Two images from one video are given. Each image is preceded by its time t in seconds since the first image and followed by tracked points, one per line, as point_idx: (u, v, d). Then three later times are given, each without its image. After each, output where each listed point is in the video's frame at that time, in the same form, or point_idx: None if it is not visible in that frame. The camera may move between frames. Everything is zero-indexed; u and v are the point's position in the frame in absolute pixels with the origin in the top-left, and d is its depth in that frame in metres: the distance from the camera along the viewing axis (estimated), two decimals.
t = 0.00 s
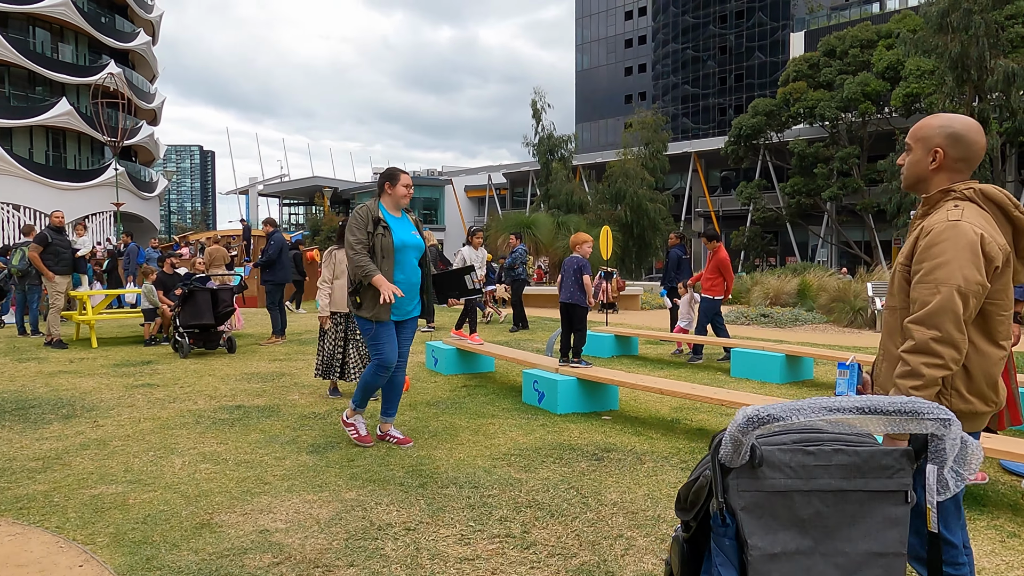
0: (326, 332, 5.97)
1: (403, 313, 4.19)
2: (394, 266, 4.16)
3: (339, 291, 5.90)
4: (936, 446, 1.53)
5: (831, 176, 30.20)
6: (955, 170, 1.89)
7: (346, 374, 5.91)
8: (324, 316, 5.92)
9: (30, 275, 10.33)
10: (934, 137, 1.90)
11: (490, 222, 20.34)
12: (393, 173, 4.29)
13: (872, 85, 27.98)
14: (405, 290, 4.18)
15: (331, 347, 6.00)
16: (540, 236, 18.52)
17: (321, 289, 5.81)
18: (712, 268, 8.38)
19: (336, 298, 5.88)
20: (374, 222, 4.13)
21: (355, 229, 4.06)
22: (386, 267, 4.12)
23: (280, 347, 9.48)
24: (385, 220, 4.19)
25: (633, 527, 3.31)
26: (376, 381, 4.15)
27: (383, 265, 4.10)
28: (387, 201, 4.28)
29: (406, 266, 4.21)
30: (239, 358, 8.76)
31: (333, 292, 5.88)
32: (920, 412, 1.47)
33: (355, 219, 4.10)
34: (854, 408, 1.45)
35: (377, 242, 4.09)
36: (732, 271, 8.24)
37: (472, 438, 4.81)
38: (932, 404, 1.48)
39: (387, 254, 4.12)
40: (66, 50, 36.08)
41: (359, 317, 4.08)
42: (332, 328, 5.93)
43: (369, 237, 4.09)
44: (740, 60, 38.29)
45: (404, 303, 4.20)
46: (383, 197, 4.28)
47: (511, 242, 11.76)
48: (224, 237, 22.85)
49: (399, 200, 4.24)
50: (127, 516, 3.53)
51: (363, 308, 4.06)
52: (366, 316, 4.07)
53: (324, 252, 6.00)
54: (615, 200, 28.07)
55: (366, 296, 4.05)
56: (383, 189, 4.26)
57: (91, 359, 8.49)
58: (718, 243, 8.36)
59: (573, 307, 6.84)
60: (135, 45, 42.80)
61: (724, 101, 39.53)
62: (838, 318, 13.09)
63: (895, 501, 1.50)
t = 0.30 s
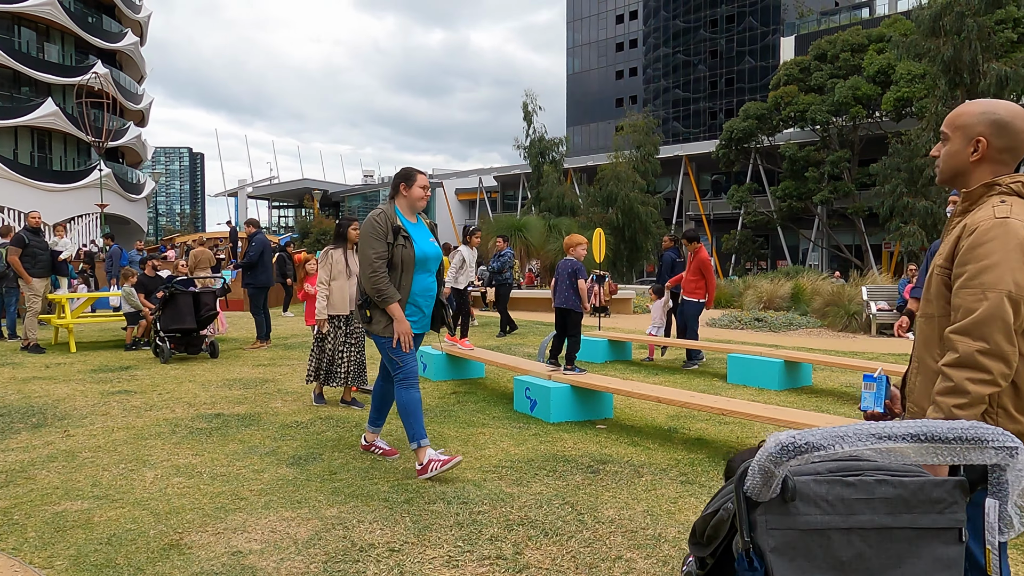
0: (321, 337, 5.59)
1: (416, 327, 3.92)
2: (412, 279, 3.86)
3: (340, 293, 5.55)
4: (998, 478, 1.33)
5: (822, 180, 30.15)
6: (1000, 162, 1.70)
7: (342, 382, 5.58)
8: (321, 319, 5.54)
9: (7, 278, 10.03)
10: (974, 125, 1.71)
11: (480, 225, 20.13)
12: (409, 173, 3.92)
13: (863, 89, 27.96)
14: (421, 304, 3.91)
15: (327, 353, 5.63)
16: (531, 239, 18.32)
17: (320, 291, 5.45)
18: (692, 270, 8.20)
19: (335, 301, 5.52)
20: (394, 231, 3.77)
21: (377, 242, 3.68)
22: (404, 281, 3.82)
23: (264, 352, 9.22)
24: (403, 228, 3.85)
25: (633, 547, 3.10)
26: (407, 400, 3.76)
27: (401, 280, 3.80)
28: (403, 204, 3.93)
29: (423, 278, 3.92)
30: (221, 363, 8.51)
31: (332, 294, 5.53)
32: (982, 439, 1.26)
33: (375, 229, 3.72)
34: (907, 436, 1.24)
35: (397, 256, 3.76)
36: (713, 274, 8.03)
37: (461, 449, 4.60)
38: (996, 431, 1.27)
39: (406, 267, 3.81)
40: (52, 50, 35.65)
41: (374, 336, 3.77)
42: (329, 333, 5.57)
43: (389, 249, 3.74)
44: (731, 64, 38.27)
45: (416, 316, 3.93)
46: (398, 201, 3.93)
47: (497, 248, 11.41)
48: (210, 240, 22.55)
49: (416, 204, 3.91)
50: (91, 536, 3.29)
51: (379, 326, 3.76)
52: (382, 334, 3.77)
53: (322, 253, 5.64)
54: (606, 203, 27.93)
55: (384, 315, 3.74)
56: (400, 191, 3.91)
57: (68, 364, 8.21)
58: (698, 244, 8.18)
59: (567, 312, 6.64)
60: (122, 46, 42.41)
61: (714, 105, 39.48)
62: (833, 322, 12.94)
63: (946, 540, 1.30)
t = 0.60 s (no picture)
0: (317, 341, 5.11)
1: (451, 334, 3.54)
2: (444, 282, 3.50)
3: (336, 292, 5.11)
4: None
5: (814, 176, 30.04)
6: None
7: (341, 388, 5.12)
8: (319, 320, 5.05)
9: None
10: None
11: (471, 221, 19.90)
12: (433, 163, 3.55)
13: (855, 85, 27.85)
14: (455, 309, 3.53)
15: (324, 359, 5.15)
16: (522, 235, 18.10)
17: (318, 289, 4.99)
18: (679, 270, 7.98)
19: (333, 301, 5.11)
20: (423, 229, 3.40)
21: (406, 242, 3.30)
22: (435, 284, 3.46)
23: (249, 352, 8.97)
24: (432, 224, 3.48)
25: (632, 569, 2.89)
26: (427, 417, 3.45)
27: (432, 283, 3.44)
28: (427, 198, 3.55)
29: (453, 279, 3.56)
30: (204, 363, 8.25)
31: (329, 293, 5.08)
32: None
33: (403, 227, 3.33)
34: (983, 487, 1.01)
35: (428, 256, 3.40)
36: (699, 273, 7.81)
37: (450, 458, 4.38)
38: None
39: (436, 268, 3.44)
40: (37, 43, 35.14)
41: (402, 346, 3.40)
42: (326, 335, 5.10)
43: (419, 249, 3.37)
44: (723, 60, 38.12)
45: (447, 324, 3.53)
46: (421, 194, 3.55)
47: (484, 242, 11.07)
48: (197, 236, 22.24)
49: (441, 197, 3.54)
50: (50, 557, 3.06)
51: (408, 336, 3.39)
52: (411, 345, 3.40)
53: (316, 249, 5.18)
54: (598, 199, 27.74)
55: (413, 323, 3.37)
56: (424, 183, 3.53)
57: (44, 365, 7.94)
58: (686, 244, 7.95)
59: (555, 313, 6.45)
60: (109, 39, 41.88)
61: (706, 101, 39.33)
62: (828, 321, 12.79)
63: None
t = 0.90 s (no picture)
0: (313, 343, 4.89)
1: (495, 338, 3.27)
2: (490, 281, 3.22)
3: (330, 294, 4.83)
4: None
5: (811, 172, 29.90)
6: None
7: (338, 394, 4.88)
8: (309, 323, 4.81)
9: None
10: None
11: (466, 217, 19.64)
12: (478, 151, 3.27)
13: (852, 80, 27.71)
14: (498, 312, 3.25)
15: (320, 361, 4.91)
16: (518, 231, 17.89)
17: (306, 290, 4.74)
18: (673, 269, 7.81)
19: (325, 301, 4.83)
20: (471, 223, 3.12)
21: (454, 237, 3.03)
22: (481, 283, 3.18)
23: (239, 351, 8.75)
24: (479, 219, 3.20)
25: None
26: (424, 426, 3.26)
27: (479, 282, 3.16)
28: (471, 188, 3.28)
29: (499, 278, 3.28)
30: (192, 363, 8.02)
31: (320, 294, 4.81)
32: None
33: (450, 219, 3.05)
34: None
35: (476, 253, 3.12)
36: (693, 268, 7.63)
37: (446, 464, 4.19)
38: None
39: (484, 266, 3.17)
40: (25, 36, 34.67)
41: (440, 349, 3.14)
42: (320, 338, 4.86)
43: (467, 246, 3.10)
44: (718, 55, 37.94)
45: (490, 326, 3.26)
46: (464, 183, 3.26)
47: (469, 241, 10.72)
48: (188, 232, 21.93)
49: (485, 187, 3.27)
50: None
51: (449, 338, 3.13)
52: (451, 347, 3.15)
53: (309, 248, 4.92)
54: (593, 194, 27.55)
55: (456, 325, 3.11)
56: (468, 171, 3.25)
57: (26, 365, 7.70)
58: (677, 241, 7.80)
59: (549, 311, 6.23)
60: (99, 32, 41.41)
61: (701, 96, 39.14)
62: (827, 318, 12.65)
63: None
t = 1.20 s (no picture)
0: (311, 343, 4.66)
1: (572, 345, 2.98)
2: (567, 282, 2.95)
3: (333, 290, 4.61)
4: None
5: (817, 166, 29.61)
6: None
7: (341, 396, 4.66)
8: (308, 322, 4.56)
9: None
10: None
11: (471, 212, 19.44)
12: (555, 146, 3.03)
13: (859, 74, 27.41)
14: (578, 317, 2.97)
15: (322, 361, 4.69)
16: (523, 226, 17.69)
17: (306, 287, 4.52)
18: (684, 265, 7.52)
19: (328, 297, 4.61)
20: (546, 217, 2.88)
21: (527, 230, 2.80)
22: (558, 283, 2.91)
23: (241, 348, 8.55)
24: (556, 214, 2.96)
25: None
26: (474, 437, 3.04)
27: (555, 281, 2.89)
28: (549, 186, 3.03)
29: (578, 280, 3.00)
30: (193, 360, 7.83)
31: (323, 291, 4.60)
32: None
33: (523, 213, 2.83)
34: None
35: (551, 250, 2.87)
36: (702, 262, 7.41)
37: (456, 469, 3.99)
38: None
39: (561, 265, 2.90)
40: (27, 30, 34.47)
41: (508, 352, 2.90)
42: (320, 337, 4.62)
43: (541, 241, 2.85)
44: (723, 49, 37.64)
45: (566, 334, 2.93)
46: (541, 179, 3.02)
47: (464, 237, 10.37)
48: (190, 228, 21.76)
49: (563, 183, 3.02)
50: None
51: (518, 340, 2.89)
52: (520, 351, 2.89)
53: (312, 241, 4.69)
54: (598, 189, 27.34)
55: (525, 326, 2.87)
56: (544, 168, 3.00)
57: (22, 363, 7.52)
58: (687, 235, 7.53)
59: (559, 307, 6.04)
60: (101, 26, 41.21)
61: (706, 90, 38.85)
62: (839, 314, 12.46)
63: None
